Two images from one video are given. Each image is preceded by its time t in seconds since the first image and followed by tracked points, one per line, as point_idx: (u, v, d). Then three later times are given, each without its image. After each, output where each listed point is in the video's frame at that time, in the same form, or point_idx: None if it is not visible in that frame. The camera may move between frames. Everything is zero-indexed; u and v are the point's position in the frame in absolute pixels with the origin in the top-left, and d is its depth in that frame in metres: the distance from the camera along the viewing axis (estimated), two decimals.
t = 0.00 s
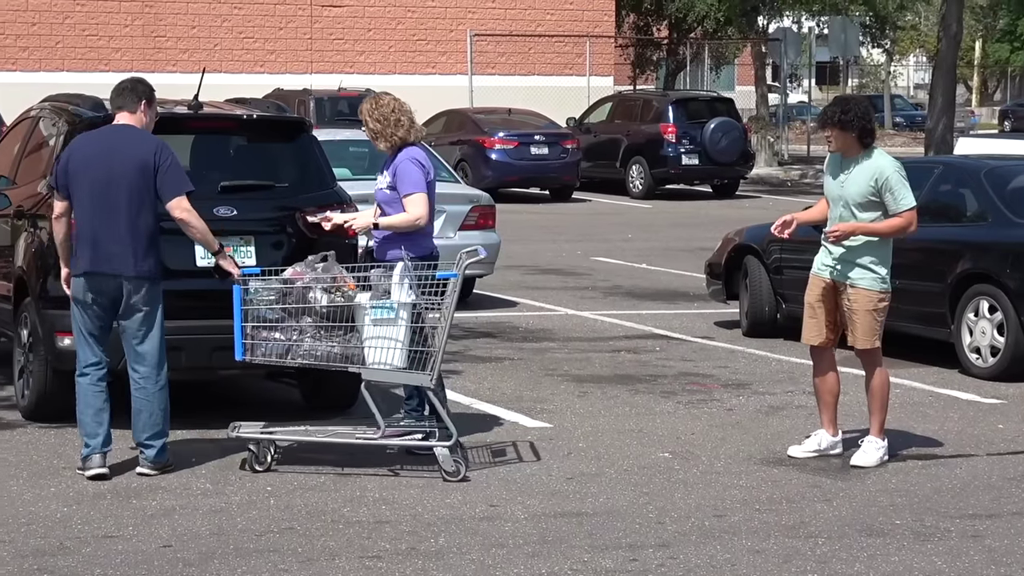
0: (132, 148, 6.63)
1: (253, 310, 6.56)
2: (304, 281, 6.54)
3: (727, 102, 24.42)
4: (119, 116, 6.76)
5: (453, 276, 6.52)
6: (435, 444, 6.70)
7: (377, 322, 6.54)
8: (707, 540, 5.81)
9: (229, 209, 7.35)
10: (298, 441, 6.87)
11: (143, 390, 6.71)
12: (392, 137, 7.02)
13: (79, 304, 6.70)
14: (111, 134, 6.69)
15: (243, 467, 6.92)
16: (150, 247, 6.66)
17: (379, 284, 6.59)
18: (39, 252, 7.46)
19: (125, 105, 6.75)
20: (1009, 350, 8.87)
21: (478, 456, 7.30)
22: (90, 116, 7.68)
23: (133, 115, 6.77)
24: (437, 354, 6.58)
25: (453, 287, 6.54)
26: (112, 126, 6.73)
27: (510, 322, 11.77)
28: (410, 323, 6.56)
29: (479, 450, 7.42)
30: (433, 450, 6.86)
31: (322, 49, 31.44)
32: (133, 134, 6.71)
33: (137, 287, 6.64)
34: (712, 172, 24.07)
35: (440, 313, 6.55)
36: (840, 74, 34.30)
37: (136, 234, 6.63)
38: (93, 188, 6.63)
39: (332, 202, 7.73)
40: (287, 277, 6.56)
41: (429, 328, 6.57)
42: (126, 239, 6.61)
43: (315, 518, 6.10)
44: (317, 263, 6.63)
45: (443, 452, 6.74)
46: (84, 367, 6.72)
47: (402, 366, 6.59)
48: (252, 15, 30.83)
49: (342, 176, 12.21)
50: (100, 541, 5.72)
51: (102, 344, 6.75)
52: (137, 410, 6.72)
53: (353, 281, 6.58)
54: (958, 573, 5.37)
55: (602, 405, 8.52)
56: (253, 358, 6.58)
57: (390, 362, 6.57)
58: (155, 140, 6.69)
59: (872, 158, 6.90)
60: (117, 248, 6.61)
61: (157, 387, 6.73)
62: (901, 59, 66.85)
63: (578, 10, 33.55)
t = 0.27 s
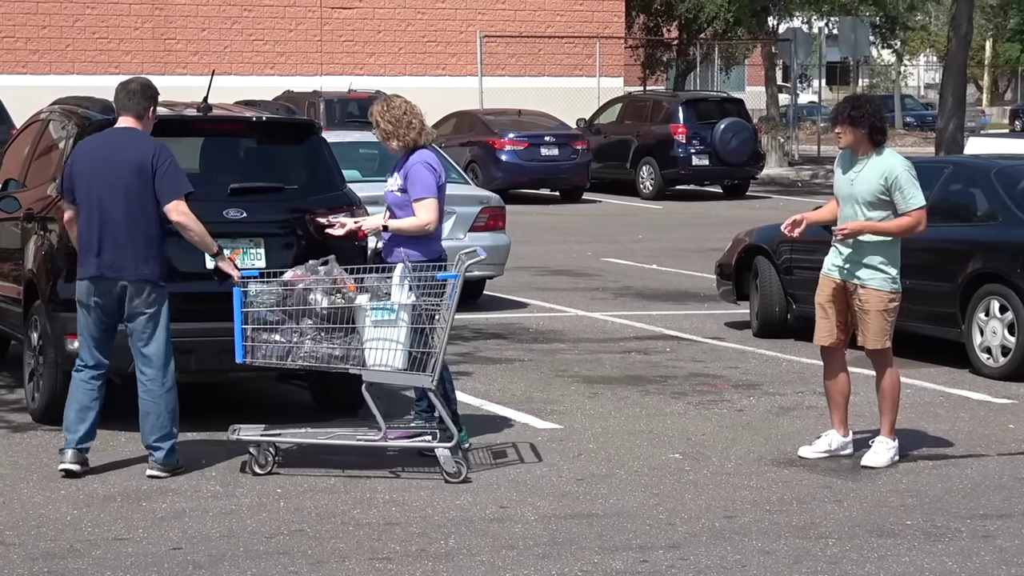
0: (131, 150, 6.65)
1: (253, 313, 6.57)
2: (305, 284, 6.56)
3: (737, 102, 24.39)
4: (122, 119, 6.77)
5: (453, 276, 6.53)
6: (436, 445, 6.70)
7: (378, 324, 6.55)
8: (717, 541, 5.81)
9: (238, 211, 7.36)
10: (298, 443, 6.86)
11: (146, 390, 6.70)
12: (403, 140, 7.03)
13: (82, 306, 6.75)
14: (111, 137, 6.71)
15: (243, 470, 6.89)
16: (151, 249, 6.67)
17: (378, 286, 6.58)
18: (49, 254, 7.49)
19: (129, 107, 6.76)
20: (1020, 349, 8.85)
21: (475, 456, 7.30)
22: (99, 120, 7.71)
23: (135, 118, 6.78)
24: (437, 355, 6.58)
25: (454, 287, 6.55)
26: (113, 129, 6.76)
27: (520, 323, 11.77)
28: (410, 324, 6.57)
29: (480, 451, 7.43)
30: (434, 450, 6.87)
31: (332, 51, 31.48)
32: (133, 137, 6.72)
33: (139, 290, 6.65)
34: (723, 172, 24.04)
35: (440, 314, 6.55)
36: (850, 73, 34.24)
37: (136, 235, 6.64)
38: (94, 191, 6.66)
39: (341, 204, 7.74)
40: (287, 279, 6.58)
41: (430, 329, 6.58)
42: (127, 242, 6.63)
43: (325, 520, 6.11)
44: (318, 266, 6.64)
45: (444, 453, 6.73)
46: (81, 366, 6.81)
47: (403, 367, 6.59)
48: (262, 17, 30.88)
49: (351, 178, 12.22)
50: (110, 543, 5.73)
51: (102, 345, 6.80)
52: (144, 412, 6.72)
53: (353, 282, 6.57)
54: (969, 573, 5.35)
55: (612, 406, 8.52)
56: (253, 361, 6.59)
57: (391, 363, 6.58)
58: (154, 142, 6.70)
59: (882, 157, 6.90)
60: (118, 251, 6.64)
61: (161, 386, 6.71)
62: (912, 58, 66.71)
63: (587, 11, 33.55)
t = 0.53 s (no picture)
0: (117, 152, 6.65)
1: (246, 313, 6.57)
2: (299, 284, 6.56)
3: (745, 101, 24.36)
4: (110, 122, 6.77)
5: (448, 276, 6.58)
6: (430, 445, 6.71)
7: (371, 324, 6.55)
8: (725, 541, 5.80)
9: (245, 211, 7.37)
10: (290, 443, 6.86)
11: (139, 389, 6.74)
12: (416, 142, 7.02)
13: (69, 308, 6.76)
14: (99, 139, 6.71)
15: (237, 472, 6.89)
16: (138, 252, 6.67)
17: (371, 286, 6.58)
18: (56, 255, 7.50)
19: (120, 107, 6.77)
20: None
21: (466, 456, 7.30)
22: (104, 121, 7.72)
23: (123, 120, 6.78)
24: (432, 355, 6.60)
25: (447, 287, 6.60)
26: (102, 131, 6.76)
27: (528, 323, 11.77)
28: (404, 324, 6.57)
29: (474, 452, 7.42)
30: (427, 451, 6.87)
31: (341, 51, 31.50)
32: (120, 138, 6.72)
33: (125, 292, 6.66)
34: (731, 172, 24.01)
35: (434, 314, 6.59)
36: (859, 73, 34.18)
37: (122, 238, 6.64)
38: (81, 194, 6.67)
39: (348, 204, 7.74)
40: (280, 280, 6.57)
41: (423, 329, 6.60)
42: (114, 244, 6.64)
43: (332, 520, 6.12)
44: (312, 267, 6.63)
45: (438, 453, 6.74)
46: (69, 369, 6.82)
47: (396, 367, 6.60)
48: (270, 17, 30.91)
49: (359, 178, 12.22)
50: (117, 544, 5.74)
51: (91, 347, 6.82)
52: (144, 410, 6.75)
53: (347, 283, 6.57)
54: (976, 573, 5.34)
55: (620, 406, 8.51)
56: (247, 361, 6.59)
57: (385, 363, 6.59)
58: (141, 144, 6.70)
59: (890, 157, 6.88)
60: (105, 254, 6.65)
61: (153, 382, 6.73)
62: (921, 58, 66.61)
63: (595, 11, 33.53)
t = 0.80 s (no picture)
0: (115, 150, 6.66)
1: (247, 312, 6.61)
2: (299, 283, 6.58)
3: (759, 99, 24.33)
4: (110, 119, 6.78)
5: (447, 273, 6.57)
6: (431, 444, 6.72)
7: (372, 323, 6.55)
8: (738, 539, 5.79)
9: (259, 210, 7.38)
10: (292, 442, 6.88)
11: (136, 388, 6.76)
12: (433, 139, 7.03)
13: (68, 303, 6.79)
14: (97, 136, 6.73)
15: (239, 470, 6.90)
16: (133, 250, 6.69)
17: (371, 284, 6.57)
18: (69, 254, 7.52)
19: (119, 104, 6.76)
20: None
21: (472, 455, 7.29)
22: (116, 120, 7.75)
23: (123, 117, 6.79)
24: (431, 353, 6.60)
25: (447, 285, 6.62)
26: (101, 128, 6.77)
27: (541, 321, 11.77)
28: (404, 322, 6.58)
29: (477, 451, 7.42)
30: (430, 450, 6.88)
31: (354, 49, 31.54)
32: (118, 135, 6.72)
33: (117, 289, 6.69)
34: (745, 169, 23.97)
35: (434, 313, 6.60)
36: (872, 69, 34.10)
37: (117, 236, 6.66)
38: (78, 190, 6.69)
39: (360, 203, 7.75)
40: (280, 278, 6.60)
41: (424, 328, 6.60)
42: (108, 242, 6.66)
43: (346, 518, 6.12)
44: (312, 266, 6.65)
45: (439, 451, 6.74)
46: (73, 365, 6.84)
47: (397, 366, 6.61)
48: (283, 16, 30.96)
49: (372, 176, 12.23)
50: (131, 543, 5.76)
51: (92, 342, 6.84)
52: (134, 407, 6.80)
53: (347, 281, 6.57)
54: (991, 571, 5.32)
55: (633, 404, 8.51)
56: (247, 360, 6.63)
57: (386, 362, 6.59)
58: (139, 142, 6.71)
59: (904, 154, 6.87)
60: (100, 251, 6.67)
61: (150, 382, 6.74)
62: (935, 54, 66.44)
63: (608, 9, 33.51)
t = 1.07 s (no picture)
0: (132, 149, 6.68)
1: (255, 311, 6.63)
2: (308, 282, 6.59)
3: (773, 96, 24.30)
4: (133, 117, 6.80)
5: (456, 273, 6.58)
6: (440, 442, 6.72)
7: (380, 322, 6.56)
8: (753, 537, 5.79)
9: (272, 209, 7.40)
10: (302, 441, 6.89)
11: (148, 387, 6.78)
12: (447, 137, 7.03)
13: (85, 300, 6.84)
14: (118, 133, 6.76)
15: (248, 469, 6.92)
16: (148, 249, 6.70)
17: (379, 283, 6.57)
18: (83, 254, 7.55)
19: (140, 102, 6.78)
20: None
21: (482, 453, 7.30)
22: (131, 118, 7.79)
23: (146, 116, 6.81)
24: (439, 352, 6.61)
25: (456, 283, 6.62)
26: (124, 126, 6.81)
27: (556, 319, 11.77)
28: (412, 321, 6.58)
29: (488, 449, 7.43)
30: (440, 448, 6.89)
31: (367, 48, 31.57)
32: (138, 134, 6.73)
33: (133, 287, 6.71)
34: (759, 167, 23.93)
35: (443, 311, 6.61)
36: (887, 66, 34.02)
37: (132, 234, 6.68)
38: (97, 187, 6.73)
39: (373, 201, 7.77)
40: (289, 277, 6.62)
41: (432, 326, 6.62)
42: (124, 239, 6.69)
43: (360, 517, 6.14)
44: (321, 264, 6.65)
45: (448, 450, 6.74)
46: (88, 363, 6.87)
47: (406, 365, 6.62)
48: (297, 15, 31.01)
49: (385, 174, 12.25)
50: (146, 542, 5.78)
51: (106, 340, 6.87)
52: (146, 407, 6.81)
53: (354, 280, 6.57)
54: (1007, 568, 5.31)
55: (648, 402, 8.51)
56: (256, 359, 6.65)
57: (394, 361, 6.61)
58: (157, 141, 6.72)
59: (919, 150, 6.85)
60: (115, 249, 6.70)
61: (162, 382, 6.77)
62: (950, 51, 66.28)
63: (622, 6, 33.47)
